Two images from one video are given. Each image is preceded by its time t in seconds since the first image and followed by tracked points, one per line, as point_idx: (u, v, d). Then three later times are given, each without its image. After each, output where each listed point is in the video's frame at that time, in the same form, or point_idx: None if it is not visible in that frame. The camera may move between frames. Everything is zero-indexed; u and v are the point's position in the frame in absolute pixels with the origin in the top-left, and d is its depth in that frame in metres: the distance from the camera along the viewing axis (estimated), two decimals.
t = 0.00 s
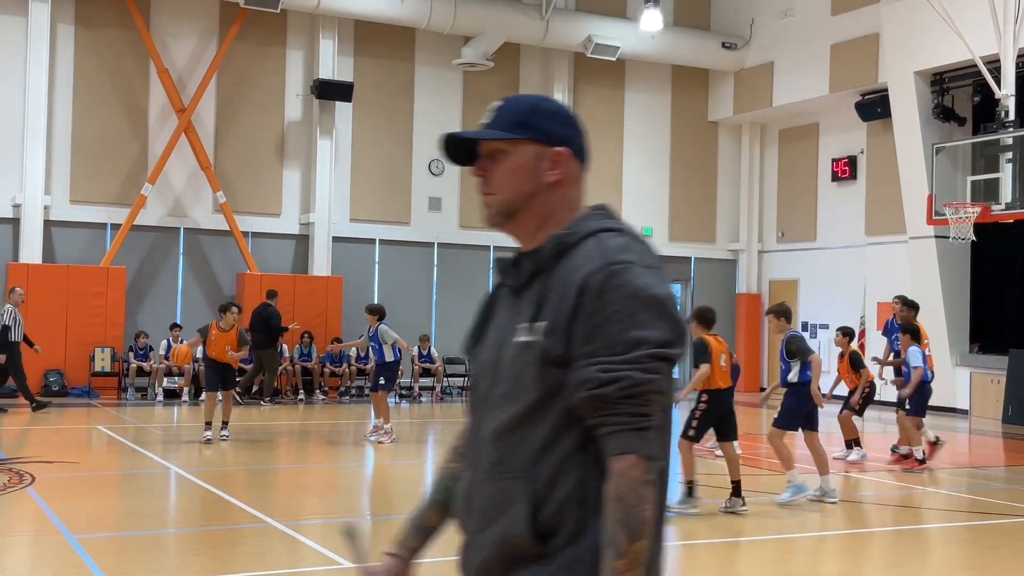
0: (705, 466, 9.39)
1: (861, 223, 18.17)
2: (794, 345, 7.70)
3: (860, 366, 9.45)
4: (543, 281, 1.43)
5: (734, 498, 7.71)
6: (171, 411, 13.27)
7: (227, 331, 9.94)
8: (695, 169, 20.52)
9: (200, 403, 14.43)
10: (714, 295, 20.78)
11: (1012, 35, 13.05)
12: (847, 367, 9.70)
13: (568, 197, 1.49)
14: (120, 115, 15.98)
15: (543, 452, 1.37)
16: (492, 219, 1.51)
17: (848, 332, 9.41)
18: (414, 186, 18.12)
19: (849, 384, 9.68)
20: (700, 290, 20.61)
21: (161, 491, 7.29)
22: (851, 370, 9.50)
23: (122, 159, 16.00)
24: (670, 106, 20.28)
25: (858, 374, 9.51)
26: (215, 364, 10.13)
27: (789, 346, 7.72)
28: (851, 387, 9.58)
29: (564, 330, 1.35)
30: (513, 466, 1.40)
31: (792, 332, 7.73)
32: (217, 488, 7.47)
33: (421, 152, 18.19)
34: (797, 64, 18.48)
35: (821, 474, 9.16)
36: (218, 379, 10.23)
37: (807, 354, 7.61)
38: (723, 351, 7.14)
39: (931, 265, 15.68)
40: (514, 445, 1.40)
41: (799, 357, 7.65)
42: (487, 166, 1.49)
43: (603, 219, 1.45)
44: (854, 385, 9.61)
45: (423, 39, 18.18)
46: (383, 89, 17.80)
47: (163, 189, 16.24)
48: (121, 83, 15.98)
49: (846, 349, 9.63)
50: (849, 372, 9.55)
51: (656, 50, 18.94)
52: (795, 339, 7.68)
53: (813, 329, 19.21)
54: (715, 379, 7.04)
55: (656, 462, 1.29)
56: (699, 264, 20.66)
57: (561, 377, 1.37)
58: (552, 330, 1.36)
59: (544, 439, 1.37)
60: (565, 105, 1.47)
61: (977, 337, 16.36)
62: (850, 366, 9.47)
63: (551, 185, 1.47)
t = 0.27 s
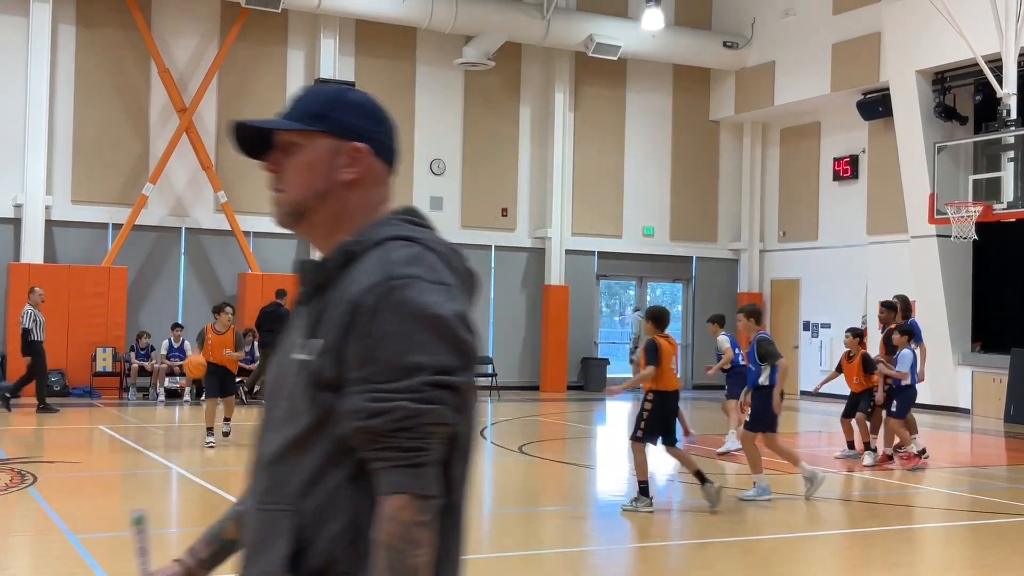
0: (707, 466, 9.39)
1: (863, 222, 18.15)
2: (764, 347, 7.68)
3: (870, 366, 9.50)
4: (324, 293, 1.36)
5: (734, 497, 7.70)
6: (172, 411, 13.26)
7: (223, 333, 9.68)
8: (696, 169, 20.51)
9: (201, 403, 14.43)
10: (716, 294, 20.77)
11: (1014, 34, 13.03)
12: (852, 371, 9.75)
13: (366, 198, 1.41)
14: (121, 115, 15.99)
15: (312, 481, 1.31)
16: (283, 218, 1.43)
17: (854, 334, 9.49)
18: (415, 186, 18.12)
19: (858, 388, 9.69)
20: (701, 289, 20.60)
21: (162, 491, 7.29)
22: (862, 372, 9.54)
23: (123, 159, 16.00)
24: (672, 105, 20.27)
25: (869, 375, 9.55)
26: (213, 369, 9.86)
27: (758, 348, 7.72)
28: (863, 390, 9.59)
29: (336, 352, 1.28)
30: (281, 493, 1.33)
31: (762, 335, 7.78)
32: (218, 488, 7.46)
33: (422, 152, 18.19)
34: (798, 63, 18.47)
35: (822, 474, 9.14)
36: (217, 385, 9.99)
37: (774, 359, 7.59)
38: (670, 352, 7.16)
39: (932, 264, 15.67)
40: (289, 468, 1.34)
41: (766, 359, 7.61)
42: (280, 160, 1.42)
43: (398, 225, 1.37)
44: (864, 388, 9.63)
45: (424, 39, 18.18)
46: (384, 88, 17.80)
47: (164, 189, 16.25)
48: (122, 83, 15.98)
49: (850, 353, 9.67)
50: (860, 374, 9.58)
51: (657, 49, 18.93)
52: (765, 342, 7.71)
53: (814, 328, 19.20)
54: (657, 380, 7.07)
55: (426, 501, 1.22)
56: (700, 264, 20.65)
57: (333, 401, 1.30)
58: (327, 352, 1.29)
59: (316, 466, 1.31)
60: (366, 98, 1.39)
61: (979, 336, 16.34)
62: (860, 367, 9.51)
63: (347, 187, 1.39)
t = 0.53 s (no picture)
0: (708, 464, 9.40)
1: (864, 221, 18.15)
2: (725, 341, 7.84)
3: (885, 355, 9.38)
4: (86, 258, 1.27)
5: (736, 497, 7.69)
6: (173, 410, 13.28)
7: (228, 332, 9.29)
8: (697, 167, 20.51)
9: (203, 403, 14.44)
10: (717, 293, 20.78)
11: (1015, 33, 13.02)
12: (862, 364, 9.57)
13: (145, 156, 1.32)
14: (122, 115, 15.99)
15: (69, 466, 1.23)
16: (49, 176, 1.31)
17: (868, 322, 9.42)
18: (416, 185, 18.12)
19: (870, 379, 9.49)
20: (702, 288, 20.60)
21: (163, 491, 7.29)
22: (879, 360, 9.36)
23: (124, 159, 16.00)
24: (672, 104, 20.27)
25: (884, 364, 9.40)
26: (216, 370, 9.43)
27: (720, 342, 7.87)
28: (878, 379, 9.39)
29: (87, 326, 1.21)
30: (37, 479, 1.25)
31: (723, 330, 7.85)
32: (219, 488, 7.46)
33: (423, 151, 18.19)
34: (799, 62, 18.47)
35: (824, 473, 9.13)
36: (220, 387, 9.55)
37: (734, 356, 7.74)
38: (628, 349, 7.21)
39: (934, 262, 15.67)
40: (44, 453, 1.26)
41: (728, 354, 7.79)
42: (48, 112, 1.29)
43: (170, 182, 1.29)
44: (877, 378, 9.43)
45: (425, 38, 18.18)
46: (385, 88, 17.80)
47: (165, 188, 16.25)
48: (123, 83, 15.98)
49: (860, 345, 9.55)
50: (875, 364, 9.40)
51: (658, 48, 18.92)
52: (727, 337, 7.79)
53: (816, 327, 19.21)
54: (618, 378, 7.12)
55: (181, 481, 1.18)
56: (701, 263, 20.65)
57: (84, 377, 1.24)
58: (77, 326, 1.22)
59: (68, 451, 1.23)
60: (148, 50, 1.29)
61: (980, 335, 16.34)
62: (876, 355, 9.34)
63: (120, 145, 1.29)
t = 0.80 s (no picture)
0: (708, 463, 9.40)
1: (864, 220, 18.14)
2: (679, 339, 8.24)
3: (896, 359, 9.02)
4: None
5: (736, 496, 7.68)
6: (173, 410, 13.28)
7: (233, 326, 9.14)
8: (696, 167, 20.51)
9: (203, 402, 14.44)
10: (717, 292, 20.77)
11: (1015, 32, 13.01)
12: (872, 370, 9.16)
13: None
14: (122, 114, 15.99)
15: None
16: None
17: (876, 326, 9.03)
18: (416, 184, 18.12)
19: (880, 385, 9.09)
20: (702, 287, 20.59)
21: (162, 490, 7.29)
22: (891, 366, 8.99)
23: (124, 158, 16.01)
24: (672, 103, 20.27)
25: (895, 368, 9.03)
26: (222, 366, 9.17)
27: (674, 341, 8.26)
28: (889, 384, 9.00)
29: None
30: None
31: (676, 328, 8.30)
32: (219, 487, 7.45)
33: (423, 150, 18.19)
34: (799, 61, 18.46)
35: (824, 472, 9.12)
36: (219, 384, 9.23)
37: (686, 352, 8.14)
38: (579, 346, 7.15)
39: (934, 261, 15.66)
40: None
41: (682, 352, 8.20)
42: None
43: None
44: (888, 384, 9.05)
45: (425, 37, 18.18)
46: (385, 87, 17.79)
47: (165, 187, 16.26)
48: (123, 82, 15.98)
49: (869, 350, 9.14)
50: (886, 370, 9.02)
51: (657, 47, 18.91)
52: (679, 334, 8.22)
53: (816, 326, 19.20)
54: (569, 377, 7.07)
55: None
56: (701, 261, 20.64)
57: None
58: None
59: None
60: None
61: (980, 334, 16.34)
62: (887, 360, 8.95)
63: None
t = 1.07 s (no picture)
0: (708, 462, 9.41)
1: (864, 219, 18.14)
2: (645, 337, 7.64)
3: (912, 356, 8.94)
4: None
5: (737, 494, 7.69)
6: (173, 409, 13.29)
7: (232, 333, 9.05)
8: (696, 165, 20.51)
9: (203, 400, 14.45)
10: (717, 291, 20.78)
11: (1015, 31, 13.00)
12: (885, 368, 9.09)
13: None
14: (122, 113, 15.99)
15: None
16: None
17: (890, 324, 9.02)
18: (416, 183, 18.12)
19: (896, 384, 9.00)
20: (702, 286, 20.59)
21: (163, 489, 7.30)
22: (906, 362, 8.91)
23: (123, 157, 16.01)
24: (672, 102, 20.27)
25: (911, 366, 8.95)
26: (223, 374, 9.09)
27: (639, 339, 7.65)
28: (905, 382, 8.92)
29: None
30: None
31: (643, 325, 7.69)
32: (220, 486, 7.46)
33: (423, 150, 18.19)
34: (799, 60, 18.46)
35: (825, 470, 9.12)
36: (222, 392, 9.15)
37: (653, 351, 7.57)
38: (526, 347, 7.12)
39: (934, 260, 15.66)
40: None
41: (648, 351, 7.60)
42: None
43: None
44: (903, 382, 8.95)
45: (425, 36, 18.18)
46: (385, 86, 17.78)
47: (165, 187, 16.26)
48: (122, 81, 15.98)
49: (886, 347, 9.09)
50: (902, 366, 8.94)
51: (657, 46, 18.91)
52: (645, 333, 7.64)
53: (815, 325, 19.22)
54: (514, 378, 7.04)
55: None
56: (701, 260, 20.64)
57: None
58: None
59: None
60: None
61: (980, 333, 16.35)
62: (904, 357, 8.90)
63: None
